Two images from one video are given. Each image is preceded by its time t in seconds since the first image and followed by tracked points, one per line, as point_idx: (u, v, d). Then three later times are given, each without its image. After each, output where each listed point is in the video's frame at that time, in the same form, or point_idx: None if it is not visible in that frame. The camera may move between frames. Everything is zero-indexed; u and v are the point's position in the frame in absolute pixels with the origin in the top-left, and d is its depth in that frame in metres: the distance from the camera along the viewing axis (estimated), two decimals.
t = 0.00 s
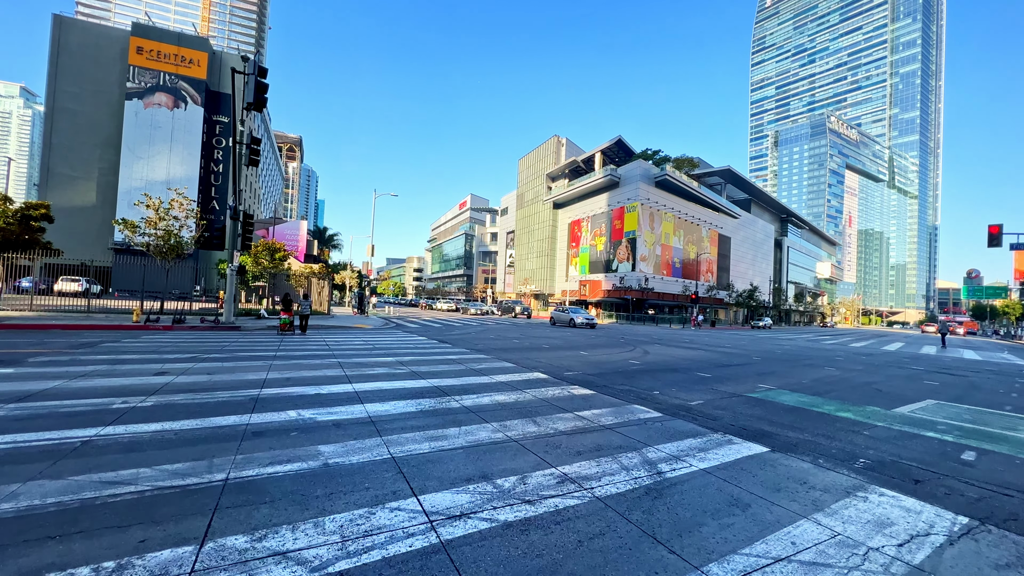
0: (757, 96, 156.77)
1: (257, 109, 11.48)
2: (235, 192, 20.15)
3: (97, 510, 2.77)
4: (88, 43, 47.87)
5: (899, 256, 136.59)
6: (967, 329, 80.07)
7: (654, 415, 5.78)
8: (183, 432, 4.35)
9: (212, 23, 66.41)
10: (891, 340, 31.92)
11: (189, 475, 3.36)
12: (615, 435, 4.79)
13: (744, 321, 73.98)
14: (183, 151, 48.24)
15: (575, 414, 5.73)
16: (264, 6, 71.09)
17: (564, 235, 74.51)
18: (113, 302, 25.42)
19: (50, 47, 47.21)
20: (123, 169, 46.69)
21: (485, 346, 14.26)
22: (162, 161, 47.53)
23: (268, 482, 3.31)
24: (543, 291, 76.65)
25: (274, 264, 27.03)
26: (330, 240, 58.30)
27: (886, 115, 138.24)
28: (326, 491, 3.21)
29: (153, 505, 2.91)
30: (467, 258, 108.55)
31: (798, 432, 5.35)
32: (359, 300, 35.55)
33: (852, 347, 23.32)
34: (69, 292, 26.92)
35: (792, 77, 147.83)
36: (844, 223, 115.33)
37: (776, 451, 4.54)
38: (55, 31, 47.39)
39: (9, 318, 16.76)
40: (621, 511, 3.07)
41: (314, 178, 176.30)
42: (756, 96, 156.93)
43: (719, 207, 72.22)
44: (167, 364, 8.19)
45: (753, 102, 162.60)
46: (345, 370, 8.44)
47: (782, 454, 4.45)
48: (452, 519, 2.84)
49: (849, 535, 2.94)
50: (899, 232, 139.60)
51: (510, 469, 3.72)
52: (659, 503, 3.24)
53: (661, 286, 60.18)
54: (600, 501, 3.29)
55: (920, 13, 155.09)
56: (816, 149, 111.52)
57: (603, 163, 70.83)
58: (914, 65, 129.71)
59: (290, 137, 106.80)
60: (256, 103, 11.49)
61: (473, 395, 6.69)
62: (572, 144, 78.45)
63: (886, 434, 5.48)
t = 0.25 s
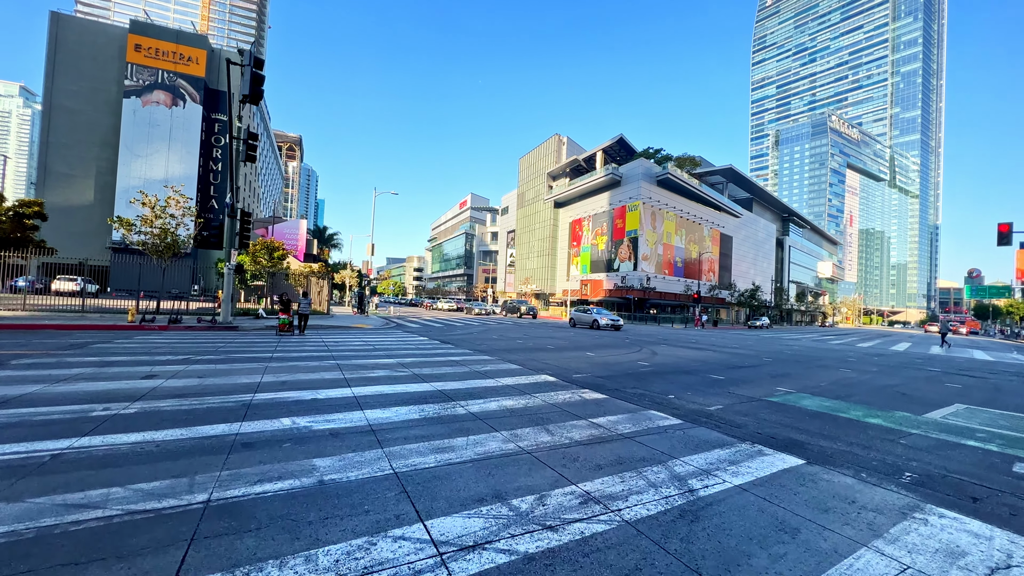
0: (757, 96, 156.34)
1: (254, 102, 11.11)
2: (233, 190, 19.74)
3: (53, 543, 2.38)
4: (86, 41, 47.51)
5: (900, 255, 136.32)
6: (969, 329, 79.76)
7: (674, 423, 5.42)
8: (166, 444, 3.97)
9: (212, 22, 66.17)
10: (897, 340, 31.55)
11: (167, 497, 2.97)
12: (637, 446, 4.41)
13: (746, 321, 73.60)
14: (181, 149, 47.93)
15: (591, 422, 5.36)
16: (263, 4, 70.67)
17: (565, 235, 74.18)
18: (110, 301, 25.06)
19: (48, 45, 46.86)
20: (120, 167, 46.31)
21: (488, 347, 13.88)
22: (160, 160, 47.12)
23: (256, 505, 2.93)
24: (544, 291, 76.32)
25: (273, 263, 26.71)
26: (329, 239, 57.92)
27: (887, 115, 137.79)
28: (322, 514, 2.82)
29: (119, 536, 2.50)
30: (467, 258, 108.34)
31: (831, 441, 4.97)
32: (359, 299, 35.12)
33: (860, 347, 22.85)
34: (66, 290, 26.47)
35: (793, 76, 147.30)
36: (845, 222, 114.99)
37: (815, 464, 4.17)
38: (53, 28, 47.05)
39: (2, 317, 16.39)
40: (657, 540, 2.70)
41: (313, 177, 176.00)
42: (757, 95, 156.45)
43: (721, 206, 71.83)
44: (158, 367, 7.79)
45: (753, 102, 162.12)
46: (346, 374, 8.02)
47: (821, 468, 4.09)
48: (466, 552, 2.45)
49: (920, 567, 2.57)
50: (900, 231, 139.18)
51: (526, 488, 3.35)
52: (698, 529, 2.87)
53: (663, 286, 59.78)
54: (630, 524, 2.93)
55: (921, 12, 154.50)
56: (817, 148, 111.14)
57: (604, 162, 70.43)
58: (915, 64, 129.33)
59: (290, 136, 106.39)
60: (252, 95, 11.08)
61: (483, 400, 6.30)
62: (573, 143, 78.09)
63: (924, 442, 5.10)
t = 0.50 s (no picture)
0: (758, 95, 155.94)
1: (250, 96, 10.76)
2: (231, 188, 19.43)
3: None
4: (84, 39, 47.14)
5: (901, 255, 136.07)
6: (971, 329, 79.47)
7: (694, 433, 5.08)
8: (148, 461, 3.63)
9: (211, 21, 65.92)
10: (902, 341, 31.25)
11: (141, 528, 2.63)
12: (658, 461, 4.08)
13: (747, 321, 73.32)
14: (180, 148, 47.60)
15: (605, 432, 5.01)
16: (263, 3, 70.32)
17: (566, 234, 73.89)
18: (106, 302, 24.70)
19: (46, 43, 46.52)
20: (119, 166, 45.96)
21: (491, 349, 13.50)
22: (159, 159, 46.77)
23: (243, 535, 2.61)
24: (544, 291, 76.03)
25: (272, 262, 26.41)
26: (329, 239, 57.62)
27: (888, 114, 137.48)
28: (320, 548, 2.48)
29: None
30: (467, 257, 108.20)
31: (864, 455, 4.62)
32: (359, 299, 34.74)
33: (868, 348, 22.46)
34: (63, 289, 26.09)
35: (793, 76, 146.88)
36: (846, 222, 114.72)
37: (851, 481, 3.84)
38: (50, 26, 46.70)
39: None
40: None
41: (313, 177, 175.78)
42: (757, 94, 156.06)
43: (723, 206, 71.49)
44: (147, 372, 7.41)
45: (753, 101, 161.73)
46: (344, 378, 7.64)
47: (861, 487, 3.75)
48: None
49: None
50: (901, 231, 138.86)
51: (542, 513, 3.01)
52: (741, 565, 2.53)
53: (665, 285, 59.44)
54: (663, 558, 2.59)
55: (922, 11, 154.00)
56: (817, 148, 110.82)
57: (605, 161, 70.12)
58: (916, 63, 128.97)
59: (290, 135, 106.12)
60: (248, 89, 10.73)
61: (489, 408, 5.96)
62: (573, 142, 77.79)
63: (961, 455, 4.77)
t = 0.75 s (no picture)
0: (758, 95, 155.38)
1: (244, 86, 10.35)
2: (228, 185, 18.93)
3: None
4: (80, 36, 46.69)
5: (901, 254, 135.73)
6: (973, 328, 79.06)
7: (719, 439, 4.69)
8: (115, 472, 3.23)
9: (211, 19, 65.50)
10: (908, 341, 30.83)
11: (97, 556, 2.25)
12: (684, 472, 3.67)
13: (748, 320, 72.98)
14: (178, 146, 47.21)
15: (623, 438, 4.62)
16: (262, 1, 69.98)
17: (566, 233, 73.56)
18: (99, 301, 24.21)
19: (43, 40, 46.14)
20: (116, 164, 45.55)
21: (494, 349, 13.06)
22: (156, 157, 46.33)
23: (216, 565, 2.21)
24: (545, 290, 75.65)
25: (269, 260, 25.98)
26: (329, 238, 57.16)
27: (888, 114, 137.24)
28: None
29: None
30: (467, 257, 107.97)
31: (909, 465, 4.20)
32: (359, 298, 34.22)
33: (878, 348, 21.95)
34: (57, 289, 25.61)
35: (793, 75, 146.37)
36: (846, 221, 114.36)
37: (901, 493, 3.46)
38: (47, 23, 46.31)
39: None
40: None
41: (313, 176, 175.47)
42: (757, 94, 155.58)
43: (724, 205, 71.08)
44: (132, 371, 6.99)
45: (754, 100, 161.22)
46: (342, 379, 7.23)
47: (916, 500, 3.33)
48: None
49: None
50: (901, 231, 138.55)
51: (562, 534, 2.63)
52: None
53: (666, 284, 59.04)
54: None
55: (924, 10, 153.33)
56: (818, 147, 110.44)
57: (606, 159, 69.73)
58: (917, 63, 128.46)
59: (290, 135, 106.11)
60: (242, 79, 10.33)
61: (497, 411, 5.56)
62: (574, 140, 77.41)
63: (1012, 464, 4.36)
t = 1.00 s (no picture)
0: (758, 94, 154.78)
1: (239, 81, 9.97)
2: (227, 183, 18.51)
3: None
4: (78, 34, 46.27)
5: (902, 254, 135.47)
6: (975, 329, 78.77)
7: (749, 456, 4.33)
8: (83, 502, 2.85)
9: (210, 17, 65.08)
10: (913, 342, 30.46)
11: None
12: (720, 497, 3.32)
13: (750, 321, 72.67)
14: (176, 145, 46.82)
15: (645, 455, 4.26)
16: None
17: (567, 233, 73.24)
18: (96, 301, 23.85)
19: (40, 39, 45.76)
20: (114, 164, 45.19)
21: (497, 352, 12.67)
22: (154, 156, 45.96)
23: None
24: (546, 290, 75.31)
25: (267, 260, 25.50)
26: (328, 238, 56.80)
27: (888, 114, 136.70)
28: None
29: None
30: (467, 257, 107.63)
31: (962, 484, 3.85)
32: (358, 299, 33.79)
33: (887, 350, 21.55)
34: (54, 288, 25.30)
35: (793, 75, 145.72)
36: (847, 221, 114.00)
37: (960, 522, 3.10)
38: (44, 21, 45.92)
39: None
40: None
41: (313, 176, 175.03)
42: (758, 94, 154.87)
43: (726, 204, 70.73)
44: (117, 378, 6.58)
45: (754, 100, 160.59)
46: (340, 386, 6.83)
47: (980, 531, 2.98)
48: None
49: None
50: (902, 231, 138.18)
51: None
52: None
53: (668, 285, 58.72)
54: None
55: (924, 10, 152.83)
56: (818, 147, 110.04)
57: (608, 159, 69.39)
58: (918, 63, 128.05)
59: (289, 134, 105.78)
60: (238, 73, 9.95)
61: (506, 423, 5.19)
62: (575, 140, 77.07)
63: None
